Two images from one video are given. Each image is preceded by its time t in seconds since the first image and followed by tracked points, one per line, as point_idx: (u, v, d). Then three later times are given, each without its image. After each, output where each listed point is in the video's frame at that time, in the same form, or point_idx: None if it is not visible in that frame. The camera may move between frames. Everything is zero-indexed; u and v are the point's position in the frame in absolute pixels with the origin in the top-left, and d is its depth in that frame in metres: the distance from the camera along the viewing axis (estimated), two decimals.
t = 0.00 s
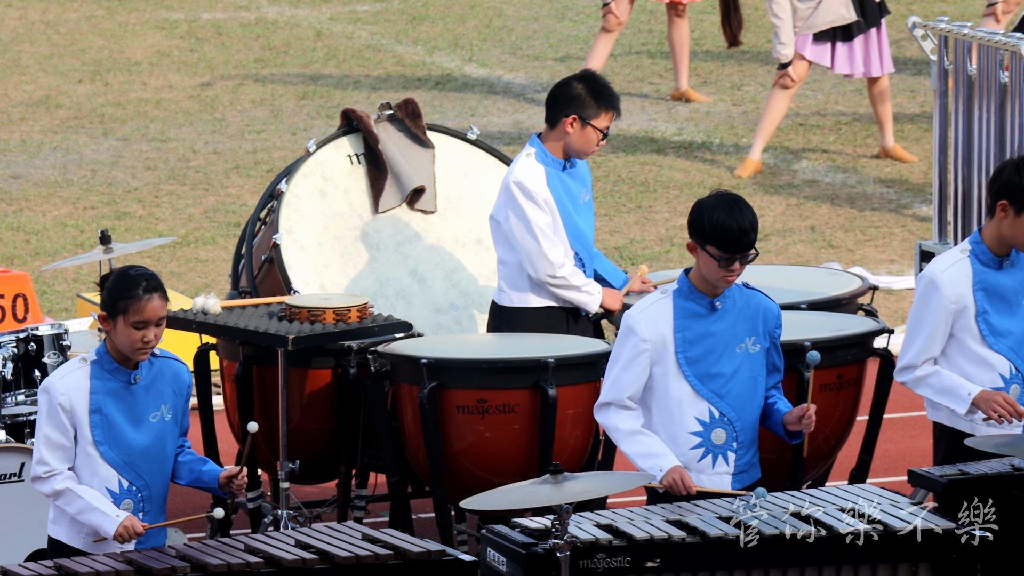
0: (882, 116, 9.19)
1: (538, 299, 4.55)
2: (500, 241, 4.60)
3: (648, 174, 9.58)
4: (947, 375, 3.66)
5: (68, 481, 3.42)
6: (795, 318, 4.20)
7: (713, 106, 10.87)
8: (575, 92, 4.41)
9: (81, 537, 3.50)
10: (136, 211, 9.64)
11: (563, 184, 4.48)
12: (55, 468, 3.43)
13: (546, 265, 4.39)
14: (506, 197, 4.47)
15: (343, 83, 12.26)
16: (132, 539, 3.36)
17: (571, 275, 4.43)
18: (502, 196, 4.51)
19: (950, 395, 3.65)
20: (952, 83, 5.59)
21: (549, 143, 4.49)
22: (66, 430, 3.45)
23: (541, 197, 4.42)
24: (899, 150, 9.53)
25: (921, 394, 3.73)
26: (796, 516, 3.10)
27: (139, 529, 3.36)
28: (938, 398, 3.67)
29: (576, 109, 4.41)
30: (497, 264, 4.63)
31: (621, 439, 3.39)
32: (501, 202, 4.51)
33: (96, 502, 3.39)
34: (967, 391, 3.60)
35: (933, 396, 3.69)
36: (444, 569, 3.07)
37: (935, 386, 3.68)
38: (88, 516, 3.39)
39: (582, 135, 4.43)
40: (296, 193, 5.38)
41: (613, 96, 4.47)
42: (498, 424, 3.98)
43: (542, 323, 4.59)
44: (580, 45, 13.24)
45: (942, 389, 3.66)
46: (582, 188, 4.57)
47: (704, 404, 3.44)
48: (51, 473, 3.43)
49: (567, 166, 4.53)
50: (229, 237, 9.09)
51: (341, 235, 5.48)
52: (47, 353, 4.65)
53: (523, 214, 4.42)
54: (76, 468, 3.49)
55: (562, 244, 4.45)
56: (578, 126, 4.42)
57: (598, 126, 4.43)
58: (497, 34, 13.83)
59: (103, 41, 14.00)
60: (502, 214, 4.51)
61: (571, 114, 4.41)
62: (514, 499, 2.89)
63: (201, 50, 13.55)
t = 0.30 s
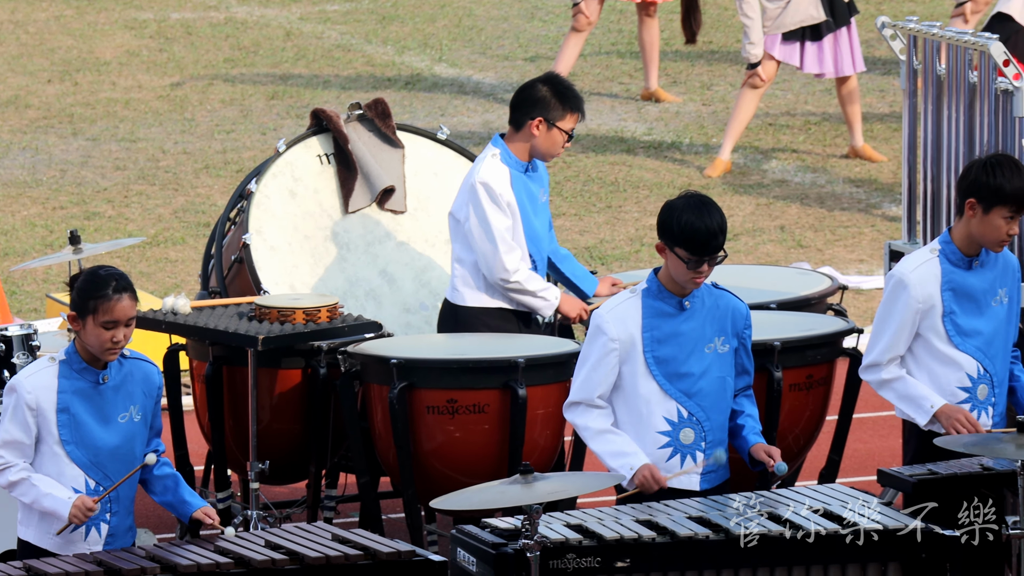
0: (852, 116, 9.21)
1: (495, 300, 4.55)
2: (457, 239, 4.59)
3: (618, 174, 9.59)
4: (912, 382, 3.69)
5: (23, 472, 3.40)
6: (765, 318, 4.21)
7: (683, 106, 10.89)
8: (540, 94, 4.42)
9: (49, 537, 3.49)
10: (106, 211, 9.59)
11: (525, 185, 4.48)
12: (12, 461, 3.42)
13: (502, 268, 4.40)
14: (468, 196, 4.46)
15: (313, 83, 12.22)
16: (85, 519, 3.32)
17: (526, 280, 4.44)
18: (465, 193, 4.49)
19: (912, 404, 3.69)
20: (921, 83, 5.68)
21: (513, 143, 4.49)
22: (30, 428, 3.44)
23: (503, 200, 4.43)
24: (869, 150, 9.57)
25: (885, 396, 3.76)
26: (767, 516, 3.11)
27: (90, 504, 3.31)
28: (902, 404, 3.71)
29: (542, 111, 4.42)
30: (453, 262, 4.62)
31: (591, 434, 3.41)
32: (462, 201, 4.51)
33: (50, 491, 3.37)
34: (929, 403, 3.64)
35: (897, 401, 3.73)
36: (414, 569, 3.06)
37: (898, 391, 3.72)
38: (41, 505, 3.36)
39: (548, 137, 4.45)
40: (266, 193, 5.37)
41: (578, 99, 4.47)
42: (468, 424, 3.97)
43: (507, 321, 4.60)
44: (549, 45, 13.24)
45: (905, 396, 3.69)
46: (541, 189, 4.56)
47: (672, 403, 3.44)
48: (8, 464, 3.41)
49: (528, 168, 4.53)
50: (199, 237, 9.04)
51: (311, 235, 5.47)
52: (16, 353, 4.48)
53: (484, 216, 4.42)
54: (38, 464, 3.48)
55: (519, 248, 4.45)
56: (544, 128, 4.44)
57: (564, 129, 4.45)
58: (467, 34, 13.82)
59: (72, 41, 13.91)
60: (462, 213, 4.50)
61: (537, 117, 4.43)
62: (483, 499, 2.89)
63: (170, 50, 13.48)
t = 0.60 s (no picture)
0: (829, 115, 9.22)
1: (462, 300, 4.55)
2: (434, 235, 4.56)
3: (596, 175, 9.59)
4: (898, 387, 3.69)
5: (11, 483, 3.39)
6: (744, 318, 4.23)
7: (661, 107, 10.91)
8: (517, 96, 4.45)
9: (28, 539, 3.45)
10: (84, 212, 9.55)
11: (500, 187, 4.48)
12: None
13: (473, 269, 4.39)
14: (450, 193, 4.43)
15: (291, 84, 12.20)
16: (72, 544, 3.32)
17: (497, 283, 4.44)
18: (445, 193, 4.46)
19: (899, 408, 3.69)
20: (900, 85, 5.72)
21: (490, 142, 4.52)
22: (11, 430, 3.41)
23: (486, 201, 4.41)
24: (846, 151, 9.61)
25: (870, 400, 3.76)
26: (747, 516, 3.11)
27: (78, 535, 3.32)
28: (888, 408, 3.71)
29: (518, 112, 4.46)
30: (426, 258, 4.59)
31: (572, 437, 3.41)
32: (442, 196, 4.48)
33: (39, 504, 3.36)
34: (918, 407, 3.64)
35: (882, 404, 3.73)
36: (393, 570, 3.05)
37: (885, 395, 3.71)
38: (29, 519, 3.35)
39: (525, 138, 4.49)
40: (244, 194, 5.36)
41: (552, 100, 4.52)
42: (447, 425, 3.96)
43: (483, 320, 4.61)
44: (527, 45, 13.25)
45: (892, 400, 3.69)
46: (511, 189, 4.57)
47: (652, 404, 3.45)
48: None
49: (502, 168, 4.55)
50: (177, 237, 9.01)
51: (289, 235, 5.46)
52: None
53: (465, 215, 4.40)
54: (21, 469, 3.46)
55: (494, 251, 4.45)
56: (520, 130, 4.48)
57: (539, 129, 4.49)
58: (445, 35, 13.81)
59: (50, 42, 13.85)
60: (442, 209, 4.47)
61: (514, 118, 4.46)
62: (462, 500, 2.88)
63: (148, 50, 13.43)
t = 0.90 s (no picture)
0: (812, 114, 9.23)
1: (455, 300, 4.54)
2: (426, 237, 4.55)
3: (579, 175, 9.59)
4: (873, 387, 3.71)
5: None
6: (728, 318, 4.23)
7: (644, 107, 10.92)
8: (501, 94, 4.45)
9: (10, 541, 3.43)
10: (66, 213, 9.52)
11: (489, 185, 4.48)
12: None
13: (468, 268, 4.39)
14: (444, 192, 4.43)
15: (274, 84, 12.18)
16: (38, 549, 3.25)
17: (491, 282, 4.44)
18: (436, 193, 4.46)
19: (872, 409, 3.70)
20: (881, 84, 5.74)
21: (474, 140, 4.53)
22: None
23: (481, 199, 4.43)
24: (830, 151, 9.63)
25: (845, 399, 3.77)
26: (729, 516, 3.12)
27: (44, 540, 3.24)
28: (862, 408, 3.72)
29: (502, 111, 4.46)
30: (418, 259, 4.58)
31: (551, 436, 3.41)
32: (434, 196, 4.47)
33: (8, 508, 3.31)
34: (890, 410, 3.66)
35: (857, 404, 3.74)
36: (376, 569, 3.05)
37: (859, 395, 3.73)
38: None
39: (508, 137, 4.50)
40: (227, 194, 5.34)
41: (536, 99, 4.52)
42: (430, 426, 3.96)
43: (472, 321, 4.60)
44: (510, 46, 13.25)
45: (866, 400, 3.70)
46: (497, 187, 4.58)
47: (635, 405, 3.45)
48: None
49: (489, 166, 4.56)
50: (160, 238, 8.99)
51: (272, 236, 5.45)
52: None
53: (460, 214, 4.40)
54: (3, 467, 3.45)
55: (487, 250, 4.46)
56: (504, 128, 4.49)
57: (523, 128, 4.50)
58: (428, 35, 13.81)
59: (32, 42, 13.80)
60: (434, 208, 4.46)
61: (497, 116, 4.47)
62: (444, 500, 2.88)
63: (131, 50, 13.40)
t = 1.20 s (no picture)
0: (795, 114, 9.24)
1: (449, 299, 4.54)
2: (421, 236, 4.55)
3: (562, 176, 9.59)
4: (863, 387, 3.71)
5: None
6: (711, 319, 4.24)
7: (627, 108, 10.93)
8: (496, 92, 4.45)
9: None
10: (48, 214, 9.48)
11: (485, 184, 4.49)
12: None
13: (462, 267, 4.39)
14: (440, 190, 4.42)
15: (256, 85, 12.16)
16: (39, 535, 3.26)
17: (485, 280, 4.44)
18: (432, 191, 4.45)
19: (864, 409, 3.70)
20: (863, 85, 5.76)
21: (467, 138, 4.52)
22: None
23: (477, 198, 4.42)
24: (812, 152, 9.65)
25: (835, 401, 3.78)
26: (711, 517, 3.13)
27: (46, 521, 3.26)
28: (851, 409, 3.73)
29: (496, 109, 4.46)
30: (413, 259, 4.58)
31: (537, 436, 3.41)
32: (431, 195, 4.46)
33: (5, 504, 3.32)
34: (882, 408, 3.66)
35: (846, 405, 3.75)
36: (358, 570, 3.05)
37: (850, 396, 3.73)
38: None
39: (500, 135, 4.50)
40: (209, 196, 5.33)
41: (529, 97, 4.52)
42: (412, 427, 3.96)
43: (465, 320, 4.61)
44: (492, 46, 13.25)
45: (856, 401, 3.71)
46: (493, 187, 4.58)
47: (619, 405, 3.45)
48: None
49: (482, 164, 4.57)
50: (143, 239, 8.96)
51: (255, 237, 5.44)
52: None
53: (455, 213, 4.39)
54: None
55: (482, 249, 4.46)
56: (496, 126, 4.49)
57: (515, 126, 4.50)
58: (410, 36, 13.80)
59: (14, 43, 13.74)
60: (432, 207, 4.45)
61: (491, 115, 4.47)
62: (427, 501, 2.88)
63: (113, 51, 13.36)
